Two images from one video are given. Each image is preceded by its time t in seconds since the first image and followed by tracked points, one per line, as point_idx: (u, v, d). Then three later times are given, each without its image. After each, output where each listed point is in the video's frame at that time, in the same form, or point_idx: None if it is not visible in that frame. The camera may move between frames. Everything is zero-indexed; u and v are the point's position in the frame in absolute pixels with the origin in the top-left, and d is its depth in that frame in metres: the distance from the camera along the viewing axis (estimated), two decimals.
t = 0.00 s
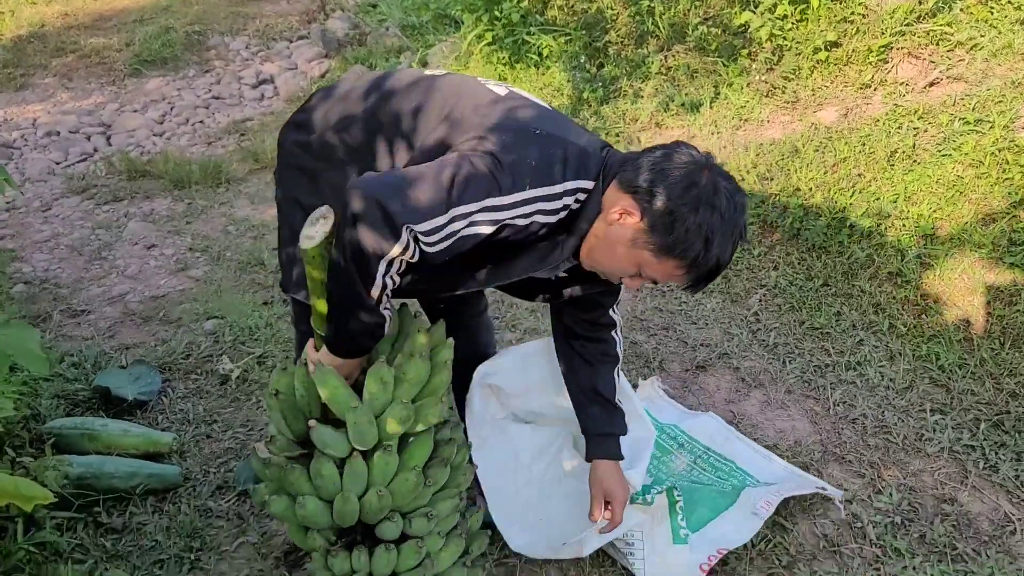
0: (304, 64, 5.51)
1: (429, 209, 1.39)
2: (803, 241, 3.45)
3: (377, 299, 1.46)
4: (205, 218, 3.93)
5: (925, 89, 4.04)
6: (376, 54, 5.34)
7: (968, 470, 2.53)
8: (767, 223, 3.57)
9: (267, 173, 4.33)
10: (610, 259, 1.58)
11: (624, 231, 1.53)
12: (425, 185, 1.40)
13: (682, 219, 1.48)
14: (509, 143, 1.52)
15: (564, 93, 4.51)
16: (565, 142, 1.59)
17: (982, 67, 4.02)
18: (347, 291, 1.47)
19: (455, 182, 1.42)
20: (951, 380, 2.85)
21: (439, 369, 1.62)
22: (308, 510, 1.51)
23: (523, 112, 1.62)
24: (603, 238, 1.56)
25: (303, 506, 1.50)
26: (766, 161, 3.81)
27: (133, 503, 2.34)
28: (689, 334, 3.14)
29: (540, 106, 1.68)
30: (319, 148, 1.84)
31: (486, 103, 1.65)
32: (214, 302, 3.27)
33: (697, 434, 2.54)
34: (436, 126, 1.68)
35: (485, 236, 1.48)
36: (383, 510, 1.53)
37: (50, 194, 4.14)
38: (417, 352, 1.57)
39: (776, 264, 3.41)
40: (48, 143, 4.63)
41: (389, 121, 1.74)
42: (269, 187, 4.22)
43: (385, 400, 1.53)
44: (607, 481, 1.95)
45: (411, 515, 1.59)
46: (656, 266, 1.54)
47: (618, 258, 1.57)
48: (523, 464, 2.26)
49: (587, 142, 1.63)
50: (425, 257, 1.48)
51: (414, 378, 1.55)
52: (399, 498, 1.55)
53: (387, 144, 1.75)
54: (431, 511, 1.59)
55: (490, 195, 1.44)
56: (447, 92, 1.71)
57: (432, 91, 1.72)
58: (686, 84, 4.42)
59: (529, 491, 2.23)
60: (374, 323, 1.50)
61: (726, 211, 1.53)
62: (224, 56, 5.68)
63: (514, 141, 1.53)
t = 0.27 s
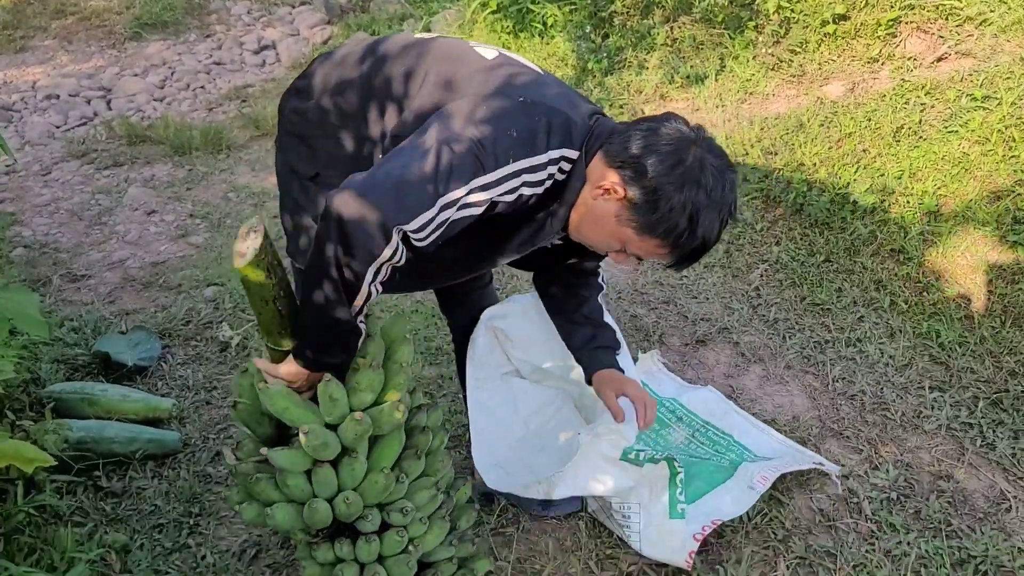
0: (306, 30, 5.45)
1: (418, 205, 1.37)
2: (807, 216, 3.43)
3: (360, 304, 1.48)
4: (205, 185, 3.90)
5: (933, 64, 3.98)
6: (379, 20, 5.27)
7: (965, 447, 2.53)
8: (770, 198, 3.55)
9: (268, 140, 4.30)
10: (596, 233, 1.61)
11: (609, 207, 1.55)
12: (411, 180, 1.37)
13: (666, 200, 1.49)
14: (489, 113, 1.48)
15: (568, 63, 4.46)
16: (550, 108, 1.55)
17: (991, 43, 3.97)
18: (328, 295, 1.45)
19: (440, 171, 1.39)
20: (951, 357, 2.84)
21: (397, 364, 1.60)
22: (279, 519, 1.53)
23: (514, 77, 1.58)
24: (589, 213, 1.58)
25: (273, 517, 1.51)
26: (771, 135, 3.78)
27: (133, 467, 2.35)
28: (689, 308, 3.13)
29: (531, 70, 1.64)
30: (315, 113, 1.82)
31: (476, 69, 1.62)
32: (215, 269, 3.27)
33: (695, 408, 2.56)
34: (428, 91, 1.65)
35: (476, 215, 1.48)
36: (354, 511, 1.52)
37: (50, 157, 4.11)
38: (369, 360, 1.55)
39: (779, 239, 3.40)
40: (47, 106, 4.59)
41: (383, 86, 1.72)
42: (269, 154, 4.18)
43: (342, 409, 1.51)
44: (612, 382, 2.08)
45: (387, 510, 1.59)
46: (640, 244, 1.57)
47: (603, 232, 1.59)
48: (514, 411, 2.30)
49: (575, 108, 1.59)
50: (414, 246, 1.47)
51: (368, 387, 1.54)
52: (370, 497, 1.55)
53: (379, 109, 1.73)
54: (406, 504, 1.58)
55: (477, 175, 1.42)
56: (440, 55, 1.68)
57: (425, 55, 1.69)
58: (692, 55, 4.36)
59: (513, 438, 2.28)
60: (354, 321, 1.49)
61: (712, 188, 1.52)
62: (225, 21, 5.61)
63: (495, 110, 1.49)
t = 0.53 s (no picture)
0: (309, 5, 5.40)
1: (371, 193, 1.36)
2: (812, 196, 3.41)
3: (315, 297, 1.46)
4: (207, 160, 3.88)
5: (941, 44, 3.93)
6: None
7: (968, 428, 2.53)
8: (776, 177, 3.52)
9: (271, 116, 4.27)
10: (576, 210, 1.63)
11: (587, 186, 1.56)
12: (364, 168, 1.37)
13: (642, 177, 1.49)
14: (451, 96, 1.48)
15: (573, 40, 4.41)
16: (518, 86, 1.55)
17: (1001, 23, 3.92)
18: (289, 289, 1.45)
19: (394, 157, 1.38)
20: (955, 338, 2.82)
21: (368, 348, 1.60)
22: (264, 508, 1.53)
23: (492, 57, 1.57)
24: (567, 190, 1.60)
25: (257, 506, 1.52)
26: (778, 115, 3.75)
27: (136, 441, 2.36)
28: (693, 288, 3.12)
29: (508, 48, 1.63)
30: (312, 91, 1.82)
31: (453, 46, 1.61)
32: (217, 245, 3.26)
33: (698, 387, 2.56)
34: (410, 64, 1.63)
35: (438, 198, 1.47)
36: (337, 495, 1.53)
37: (51, 131, 4.08)
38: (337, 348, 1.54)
39: (784, 219, 3.37)
40: (48, 80, 4.55)
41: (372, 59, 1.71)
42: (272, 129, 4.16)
43: (312, 396, 1.52)
44: (516, 296, 2.16)
45: (375, 491, 1.61)
46: (621, 220, 1.59)
47: (583, 208, 1.62)
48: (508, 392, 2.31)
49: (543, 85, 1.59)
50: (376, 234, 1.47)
51: (336, 373, 1.53)
52: (353, 481, 1.56)
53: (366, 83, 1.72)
54: (392, 486, 1.59)
55: (435, 158, 1.42)
56: (425, 29, 1.66)
57: (412, 30, 1.68)
58: (698, 33, 4.32)
59: (506, 419, 2.27)
60: (313, 318, 1.49)
61: (692, 161, 1.51)
62: None
63: (459, 92, 1.49)
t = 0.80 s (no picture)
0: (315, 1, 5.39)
1: (358, 191, 1.35)
2: (820, 195, 3.40)
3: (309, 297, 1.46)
4: (213, 154, 3.88)
5: (950, 43, 3.91)
6: None
7: (977, 430, 2.51)
8: (783, 176, 3.51)
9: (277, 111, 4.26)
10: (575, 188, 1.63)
11: (583, 165, 1.56)
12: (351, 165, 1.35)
13: (636, 153, 1.47)
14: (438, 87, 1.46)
15: (580, 38, 4.39)
16: (506, 72, 1.52)
17: (1010, 23, 3.89)
18: (287, 291, 1.45)
19: (380, 152, 1.36)
20: (963, 340, 2.81)
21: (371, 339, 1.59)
22: (269, 500, 1.52)
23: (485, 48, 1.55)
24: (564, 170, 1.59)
25: (262, 498, 1.51)
26: (785, 114, 3.73)
27: (142, 436, 2.36)
28: (700, 287, 3.11)
29: (498, 35, 1.60)
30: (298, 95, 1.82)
31: (443, 38, 1.58)
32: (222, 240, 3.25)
33: (705, 386, 2.56)
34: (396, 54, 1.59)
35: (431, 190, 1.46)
36: (342, 487, 1.52)
37: (57, 125, 4.08)
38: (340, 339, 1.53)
39: (791, 218, 3.36)
40: (55, 74, 4.55)
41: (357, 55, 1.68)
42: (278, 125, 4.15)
43: (316, 386, 1.50)
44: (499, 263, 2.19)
45: (380, 485, 1.60)
46: (621, 196, 1.58)
47: (582, 186, 1.61)
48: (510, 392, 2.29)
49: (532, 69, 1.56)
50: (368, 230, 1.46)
51: (340, 363, 1.52)
52: (358, 474, 1.55)
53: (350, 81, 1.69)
54: (397, 480, 1.58)
55: (423, 150, 1.40)
56: (415, 21, 1.63)
57: (404, 20, 1.65)
58: (705, 31, 4.31)
59: (507, 421, 2.24)
60: (314, 318, 1.49)
61: (691, 131, 1.47)
62: None
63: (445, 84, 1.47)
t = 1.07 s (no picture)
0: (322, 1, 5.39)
1: (368, 190, 1.35)
2: (826, 199, 3.39)
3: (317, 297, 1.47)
4: (219, 153, 3.88)
5: (958, 47, 3.90)
6: None
7: (984, 436, 2.50)
8: (790, 179, 3.50)
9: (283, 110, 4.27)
10: (580, 155, 1.64)
11: (587, 130, 1.57)
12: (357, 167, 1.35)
13: (642, 112, 1.49)
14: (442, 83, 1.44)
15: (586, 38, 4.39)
16: (506, 57, 1.51)
17: (1019, 27, 3.88)
18: (290, 292, 1.46)
19: (387, 151, 1.36)
20: (970, 345, 2.79)
21: (366, 348, 1.60)
22: (269, 510, 1.54)
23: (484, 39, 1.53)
24: (568, 138, 1.60)
25: (262, 509, 1.52)
26: (792, 117, 3.72)
27: (146, 434, 2.36)
28: (705, 290, 3.10)
29: (496, 25, 1.58)
30: (282, 96, 1.78)
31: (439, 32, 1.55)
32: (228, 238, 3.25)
33: (710, 389, 2.55)
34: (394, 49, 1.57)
35: (441, 183, 1.45)
36: (341, 495, 1.52)
37: (64, 122, 4.09)
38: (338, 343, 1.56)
39: (797, 221, 3.35)
40: (61, 71, 4.56)
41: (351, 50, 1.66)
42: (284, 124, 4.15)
43: (313, 396, 1.51)
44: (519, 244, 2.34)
45: (380, 491, 1.60)
46: (626, 160, 1.60)
47: (587, 152, 1.62)
48: (504, 394, 2.29)
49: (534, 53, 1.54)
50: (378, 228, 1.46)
51: (336, 373, 1.52)
52: (358, 481, 1.55)
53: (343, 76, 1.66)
54: (398, 487, 1.58)
55: (430, 145, 1.39)
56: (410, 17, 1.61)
57: (399, 15, 1.63)
58: (712, 33, 4.30)
59: (500, 423, 2.24)
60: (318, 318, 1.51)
61: (693, 88, 1.49)
62: None
63: (447, 76, 1.45)
